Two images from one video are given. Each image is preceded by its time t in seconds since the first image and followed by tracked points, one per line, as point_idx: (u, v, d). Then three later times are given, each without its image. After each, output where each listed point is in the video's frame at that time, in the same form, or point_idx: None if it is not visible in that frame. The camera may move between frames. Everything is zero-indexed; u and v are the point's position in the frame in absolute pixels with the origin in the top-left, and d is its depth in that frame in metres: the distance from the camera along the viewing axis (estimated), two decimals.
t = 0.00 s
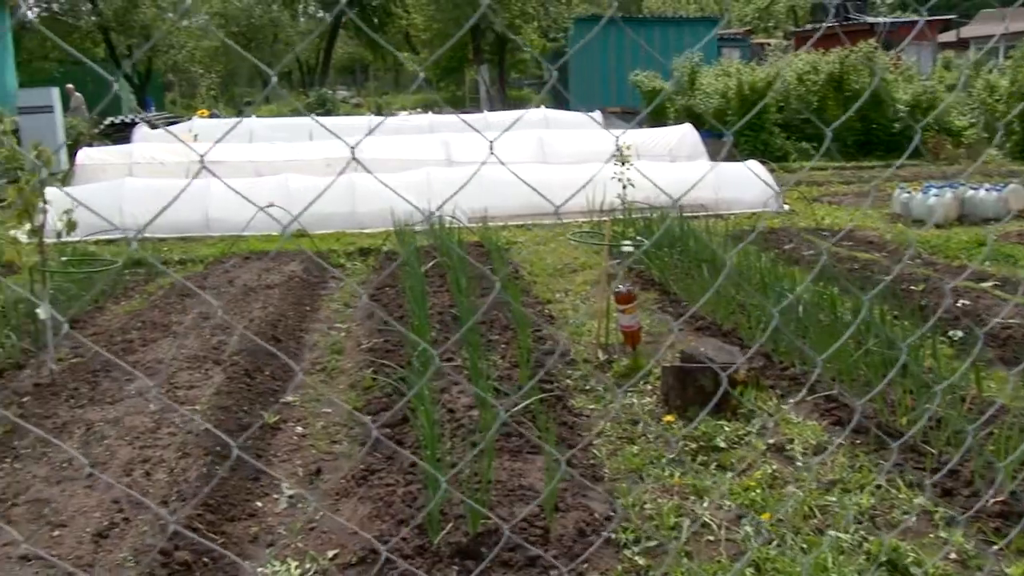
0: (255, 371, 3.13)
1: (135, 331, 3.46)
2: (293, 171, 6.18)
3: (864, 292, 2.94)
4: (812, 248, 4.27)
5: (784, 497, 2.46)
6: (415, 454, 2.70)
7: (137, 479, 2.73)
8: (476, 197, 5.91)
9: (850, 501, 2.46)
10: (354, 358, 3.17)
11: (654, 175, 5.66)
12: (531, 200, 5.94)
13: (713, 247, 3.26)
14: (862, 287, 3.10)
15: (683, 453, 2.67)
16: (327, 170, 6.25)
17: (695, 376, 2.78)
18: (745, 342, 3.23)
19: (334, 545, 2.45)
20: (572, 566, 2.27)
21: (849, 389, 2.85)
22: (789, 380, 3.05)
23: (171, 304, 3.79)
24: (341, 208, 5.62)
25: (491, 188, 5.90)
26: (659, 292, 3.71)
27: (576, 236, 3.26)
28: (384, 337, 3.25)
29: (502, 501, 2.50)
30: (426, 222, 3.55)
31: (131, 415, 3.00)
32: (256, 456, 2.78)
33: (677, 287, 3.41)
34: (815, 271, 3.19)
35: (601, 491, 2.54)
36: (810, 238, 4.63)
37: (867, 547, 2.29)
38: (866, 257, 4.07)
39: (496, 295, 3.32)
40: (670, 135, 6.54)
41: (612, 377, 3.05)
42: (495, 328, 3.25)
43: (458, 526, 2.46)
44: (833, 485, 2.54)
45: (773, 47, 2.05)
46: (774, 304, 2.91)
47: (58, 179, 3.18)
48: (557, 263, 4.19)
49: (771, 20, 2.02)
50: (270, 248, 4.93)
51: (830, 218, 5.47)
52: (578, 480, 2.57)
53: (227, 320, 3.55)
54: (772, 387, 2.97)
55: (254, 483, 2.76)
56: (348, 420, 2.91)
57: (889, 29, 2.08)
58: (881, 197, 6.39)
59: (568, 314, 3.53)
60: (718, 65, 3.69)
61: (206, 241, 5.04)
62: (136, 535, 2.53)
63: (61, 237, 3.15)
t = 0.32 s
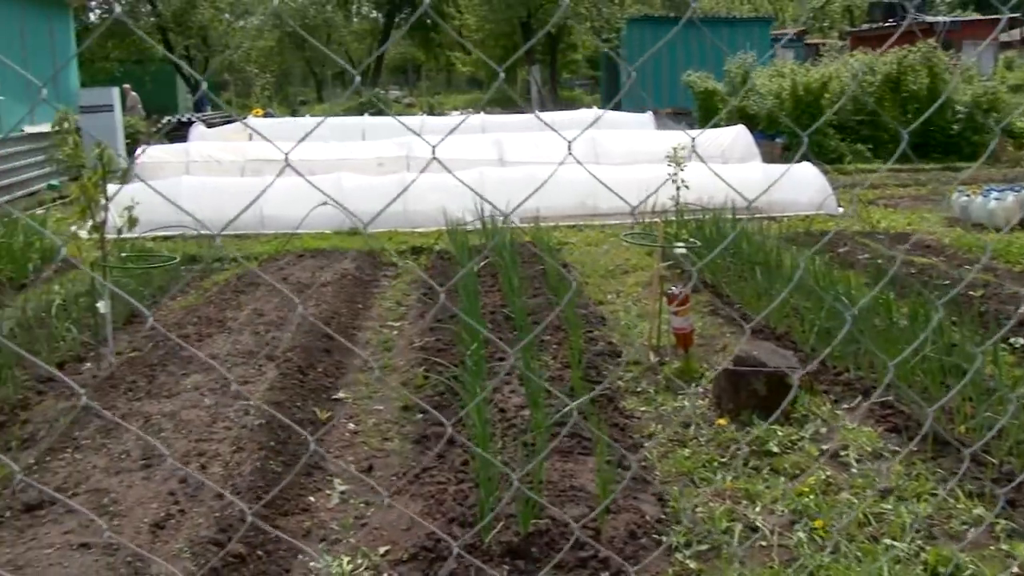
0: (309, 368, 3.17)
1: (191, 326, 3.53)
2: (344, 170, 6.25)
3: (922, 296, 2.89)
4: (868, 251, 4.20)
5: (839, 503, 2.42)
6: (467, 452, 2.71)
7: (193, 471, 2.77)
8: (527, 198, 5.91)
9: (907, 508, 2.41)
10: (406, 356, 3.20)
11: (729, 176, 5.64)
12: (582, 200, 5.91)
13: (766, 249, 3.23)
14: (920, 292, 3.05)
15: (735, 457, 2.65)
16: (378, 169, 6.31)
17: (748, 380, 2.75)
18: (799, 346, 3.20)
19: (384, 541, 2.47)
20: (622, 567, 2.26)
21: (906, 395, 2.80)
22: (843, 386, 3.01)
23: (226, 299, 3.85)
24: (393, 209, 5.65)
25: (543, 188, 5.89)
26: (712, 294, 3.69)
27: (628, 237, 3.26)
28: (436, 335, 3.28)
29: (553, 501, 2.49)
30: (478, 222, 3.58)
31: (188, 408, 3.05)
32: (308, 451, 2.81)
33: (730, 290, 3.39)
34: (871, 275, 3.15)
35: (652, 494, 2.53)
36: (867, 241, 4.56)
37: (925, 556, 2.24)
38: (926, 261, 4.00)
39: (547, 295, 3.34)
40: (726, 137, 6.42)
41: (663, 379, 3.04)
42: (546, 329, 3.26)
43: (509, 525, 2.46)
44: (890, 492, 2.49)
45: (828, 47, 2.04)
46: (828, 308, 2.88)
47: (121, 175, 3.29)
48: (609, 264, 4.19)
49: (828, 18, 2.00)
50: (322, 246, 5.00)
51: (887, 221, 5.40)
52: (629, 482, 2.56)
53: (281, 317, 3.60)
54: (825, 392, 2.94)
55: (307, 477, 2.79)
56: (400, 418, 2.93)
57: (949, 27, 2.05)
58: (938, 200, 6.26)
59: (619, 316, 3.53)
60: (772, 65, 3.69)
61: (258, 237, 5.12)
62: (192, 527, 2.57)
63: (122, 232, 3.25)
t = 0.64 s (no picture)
0: (358, 366, 3.22)
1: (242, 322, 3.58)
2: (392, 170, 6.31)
3: (977, 304, 2.86)
4: (923, 257, 4.15)
5: (892, 513, 2.38)
6: (515, 453, 2.70)
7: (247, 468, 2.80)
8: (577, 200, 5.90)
9: (963, 520, 2.36)
10: (455, 357, 3.24)
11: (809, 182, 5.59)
12: (631, 202, 5.91)
13: (817, 254, 3.22)
14: (976, 301, 3.01)
15: (786, 464, 2.63)
16: (428, 170, 6.37)
17: (798, 388, 2.74)
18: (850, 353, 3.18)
19: (432, 541, 2.48)
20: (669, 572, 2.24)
21: (961, 404, 2.76)
22: (897, 395, 2.98)
23: (277, 297, 3.92)
24: (444, 208, 5.68)
25: (593, 189, 5.88)
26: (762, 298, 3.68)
27: (678, 241, 3.26)
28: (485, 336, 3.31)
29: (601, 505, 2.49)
30: (527, 224, 3.61)
31: (239, 404, 3.09)
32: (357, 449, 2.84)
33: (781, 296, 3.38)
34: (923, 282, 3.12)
35: (699, 499, 2.50)
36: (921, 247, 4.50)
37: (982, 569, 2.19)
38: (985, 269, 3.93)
39: (596, 297, 3.35)
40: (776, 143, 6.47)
41: (712, 384, 3.03)
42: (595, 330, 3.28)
43: (557, 528, 2.46)
44: (944, 503, 2.44)
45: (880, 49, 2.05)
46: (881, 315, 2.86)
47: (180, 171, 3.43)
48: (658, 266, 4.20)
49: (881, 21, 2.00)
50: (371, 245, 5.05)
51: (940, 227, 5.33)
52: (677, 486, 2.55)
53: (332, 316, 3.65)
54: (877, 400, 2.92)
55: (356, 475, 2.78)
56: (448, 417, 2.95)
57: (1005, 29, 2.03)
58: (992, 206, 6.14)
59: (668, 318, 3.54)
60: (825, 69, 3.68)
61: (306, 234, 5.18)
62: (243, 520, 2.58)
63: (178, 228, 3.32)
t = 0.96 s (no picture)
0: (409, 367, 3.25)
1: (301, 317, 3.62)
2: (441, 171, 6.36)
3: None
4: (981, 265, 4.09)
5: (950, 525, 2.33)
6: (566, 457, 2.70)
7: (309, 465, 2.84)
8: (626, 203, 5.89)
9: None
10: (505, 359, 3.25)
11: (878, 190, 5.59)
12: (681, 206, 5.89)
13: (871, 261, 3.19)
14: None
15: (840, 472, 2.60)
16: (478, 171, 6.41)
17: (852, 395, 2.73)
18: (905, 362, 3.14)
19: (483, 542, 2.48)
20: None
21: (1021, 416, 2.71)
22: (953, 405, 2.94)
23: (329, 297, 3.97)
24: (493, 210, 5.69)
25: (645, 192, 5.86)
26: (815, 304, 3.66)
27: (730, 245, 3.25)
28: (535, 339, 3.32)
29: (652, 510, 2.48)
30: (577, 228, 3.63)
31: (291, 403, 3.13)
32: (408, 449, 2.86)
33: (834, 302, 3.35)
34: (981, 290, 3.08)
35: (751, 506, 2.47)
36: (977, 254, 4.43)
37: None
38: None
39: (647, 300, 3.35)
40: (830, 146, 6.51)
41: (764, 390, 3.02)
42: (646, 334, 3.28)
43: (607, 532, 2.45)
44: (1005, 517, 2.39)
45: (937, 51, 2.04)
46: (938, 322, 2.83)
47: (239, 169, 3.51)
48: (709, 271, 4.19)
49: (938, 20, 1.98)
50: (419, 245, 5.09)
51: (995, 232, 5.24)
52: (728, 492, 2.52)
53: (383, 317, 3.70)
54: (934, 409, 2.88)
55: (407, 475, 2.81)
56: (499, 419, 2.96)
57: None
58: None
59: (719, 322, 3.54)
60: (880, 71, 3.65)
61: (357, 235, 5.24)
62: (294, 519, 2.60)
63: (232, 228, 3.38)
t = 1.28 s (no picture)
0: (462, 367, 3.27)
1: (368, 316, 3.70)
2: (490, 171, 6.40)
3: None
4: None
5: (1012, 539, 2.28)
6: (617, 460, 2.71)
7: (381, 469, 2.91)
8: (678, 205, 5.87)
9: None
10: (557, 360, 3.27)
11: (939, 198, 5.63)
12: (734, 209, 5.86)
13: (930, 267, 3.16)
14: None
15: (897, 481, 2.57)
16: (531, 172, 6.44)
17: (910, 402, 2.70)
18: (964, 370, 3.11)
19: (535, 543, 2.49)
20: None
21: None
22: (1014, 415, 2.90)
23: (381, 297, 4.01)
24: (544, 211, 5.71)
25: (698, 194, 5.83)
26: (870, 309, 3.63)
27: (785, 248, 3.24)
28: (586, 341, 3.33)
29: (705, 514, 2.47)
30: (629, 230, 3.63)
31: (344, 401, 3.16)
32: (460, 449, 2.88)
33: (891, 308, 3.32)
34: None
35: (806, 514, 2.44)
36: None
37: None
38: None
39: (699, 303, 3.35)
40: (886, 146, 6.50)
41: (818, 395, 3.00)
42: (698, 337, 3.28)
43: (660, 535, 2.44)
44: None
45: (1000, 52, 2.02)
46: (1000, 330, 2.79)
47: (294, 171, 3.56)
48: (762, 274, 4.18)
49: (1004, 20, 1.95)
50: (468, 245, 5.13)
51: None
52: (783, 499, 2.49)
53: (436, 317, 3.74)
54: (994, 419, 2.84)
55: (459, 474, 2.82)
56: (550, 420, 2.97)
57: None
58: None
59: (773, 326, 3.53)
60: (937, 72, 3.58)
61: (407, 234, 5.28)
62: (347, 516, 2.61)
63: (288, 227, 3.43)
